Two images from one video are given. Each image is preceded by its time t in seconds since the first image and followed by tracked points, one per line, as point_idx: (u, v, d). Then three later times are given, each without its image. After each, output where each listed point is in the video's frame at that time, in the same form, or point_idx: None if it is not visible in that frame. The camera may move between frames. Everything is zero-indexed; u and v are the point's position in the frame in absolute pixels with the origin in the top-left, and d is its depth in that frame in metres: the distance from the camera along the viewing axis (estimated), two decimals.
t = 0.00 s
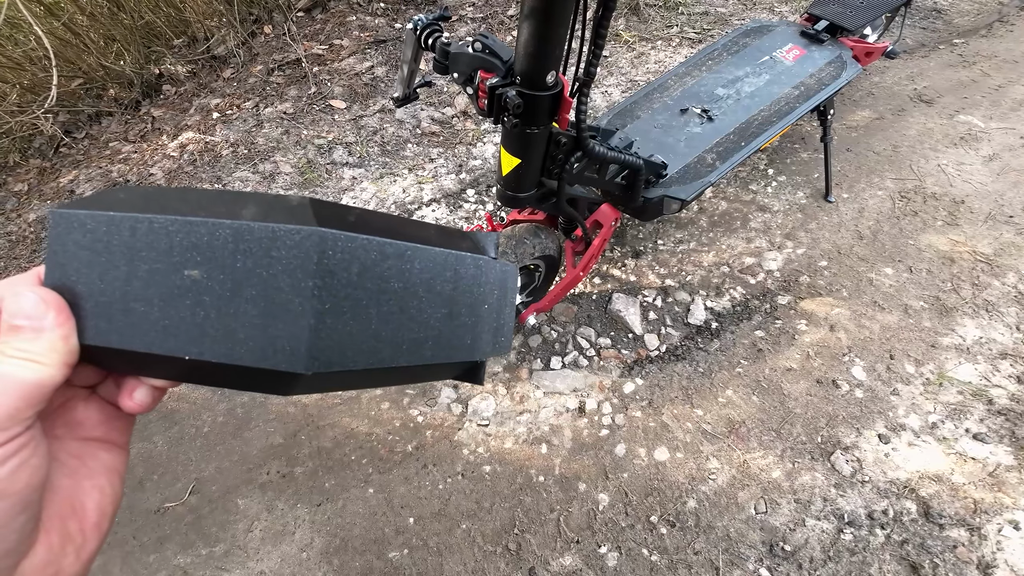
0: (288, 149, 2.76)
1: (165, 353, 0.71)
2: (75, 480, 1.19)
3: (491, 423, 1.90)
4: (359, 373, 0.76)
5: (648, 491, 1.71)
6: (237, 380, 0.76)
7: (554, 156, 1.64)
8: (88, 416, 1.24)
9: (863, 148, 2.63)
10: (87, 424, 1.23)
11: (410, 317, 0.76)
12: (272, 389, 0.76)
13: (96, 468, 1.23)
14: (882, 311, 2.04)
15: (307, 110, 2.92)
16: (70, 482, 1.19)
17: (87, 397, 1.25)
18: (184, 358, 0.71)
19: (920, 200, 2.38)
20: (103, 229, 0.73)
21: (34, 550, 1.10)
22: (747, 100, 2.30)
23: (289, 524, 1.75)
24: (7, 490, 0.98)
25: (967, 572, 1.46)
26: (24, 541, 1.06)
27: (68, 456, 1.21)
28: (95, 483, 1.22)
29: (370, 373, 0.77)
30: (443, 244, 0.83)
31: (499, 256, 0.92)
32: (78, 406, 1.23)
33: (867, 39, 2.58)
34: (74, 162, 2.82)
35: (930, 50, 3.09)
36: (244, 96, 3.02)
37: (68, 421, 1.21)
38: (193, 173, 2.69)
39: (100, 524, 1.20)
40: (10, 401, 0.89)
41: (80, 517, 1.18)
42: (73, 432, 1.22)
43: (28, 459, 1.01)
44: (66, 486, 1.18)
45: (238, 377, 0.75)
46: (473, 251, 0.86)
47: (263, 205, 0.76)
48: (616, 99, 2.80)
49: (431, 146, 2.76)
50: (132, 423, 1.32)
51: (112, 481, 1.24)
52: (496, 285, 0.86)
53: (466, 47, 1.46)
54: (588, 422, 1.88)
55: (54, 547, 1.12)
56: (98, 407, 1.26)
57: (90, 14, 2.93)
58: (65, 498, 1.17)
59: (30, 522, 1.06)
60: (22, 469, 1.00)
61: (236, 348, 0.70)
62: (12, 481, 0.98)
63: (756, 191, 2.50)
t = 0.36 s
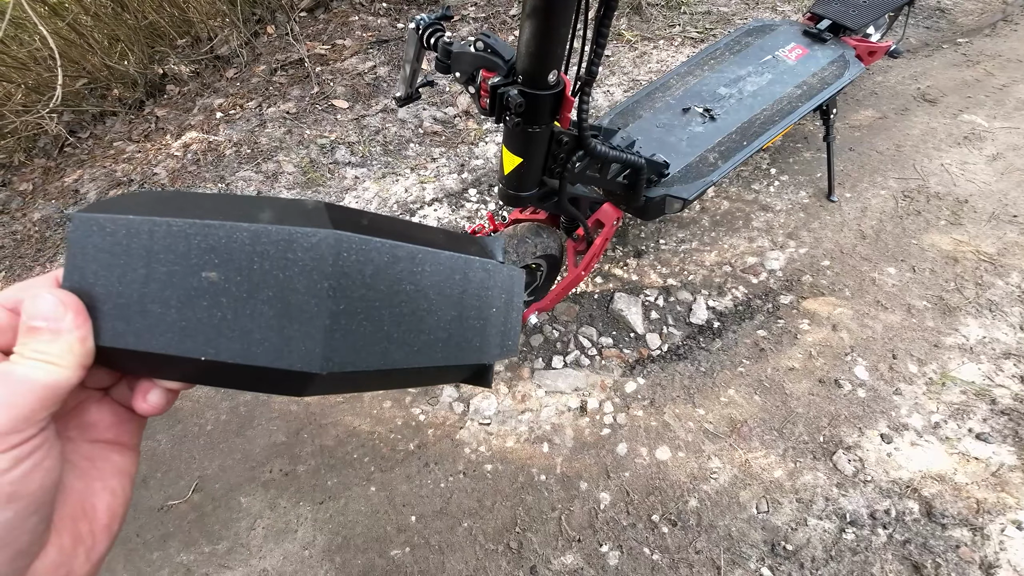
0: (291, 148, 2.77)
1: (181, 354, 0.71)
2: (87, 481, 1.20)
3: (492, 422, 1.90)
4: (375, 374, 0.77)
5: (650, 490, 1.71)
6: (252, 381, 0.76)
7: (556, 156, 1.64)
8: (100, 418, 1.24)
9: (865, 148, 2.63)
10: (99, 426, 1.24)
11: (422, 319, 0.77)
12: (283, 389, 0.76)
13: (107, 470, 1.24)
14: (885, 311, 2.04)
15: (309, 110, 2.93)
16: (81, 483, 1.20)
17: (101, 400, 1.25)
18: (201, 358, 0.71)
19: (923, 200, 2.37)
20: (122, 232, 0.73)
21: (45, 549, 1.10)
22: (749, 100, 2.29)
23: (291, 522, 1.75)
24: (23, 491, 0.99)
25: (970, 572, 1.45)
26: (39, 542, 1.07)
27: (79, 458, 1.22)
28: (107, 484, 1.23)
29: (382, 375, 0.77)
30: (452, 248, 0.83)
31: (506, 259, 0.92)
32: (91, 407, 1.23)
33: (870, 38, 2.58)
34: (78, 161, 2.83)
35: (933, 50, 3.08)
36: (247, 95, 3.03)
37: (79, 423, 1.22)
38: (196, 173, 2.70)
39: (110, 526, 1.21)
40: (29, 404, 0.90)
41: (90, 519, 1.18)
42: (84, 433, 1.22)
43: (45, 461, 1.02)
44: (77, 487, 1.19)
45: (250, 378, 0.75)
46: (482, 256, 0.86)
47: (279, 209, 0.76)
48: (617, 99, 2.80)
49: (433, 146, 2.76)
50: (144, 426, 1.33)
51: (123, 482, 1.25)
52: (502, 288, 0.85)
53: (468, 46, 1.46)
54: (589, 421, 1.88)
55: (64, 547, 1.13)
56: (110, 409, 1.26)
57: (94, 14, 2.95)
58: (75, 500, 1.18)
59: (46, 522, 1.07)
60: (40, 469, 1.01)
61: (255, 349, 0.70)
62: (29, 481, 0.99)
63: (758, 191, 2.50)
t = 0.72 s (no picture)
0: (295, 147, 2.78)
1: (282, 350, 0.84)
2: (144, 491, 1.26)
3: (495, 420, 1.91)
4: (444, 374, 0.89)
5: (651, 488, 1.72)
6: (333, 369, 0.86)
7: (559, 154, 1.65)
8: (169, 428, 1.33)
9: (869, 147, 2.62)
10: (166, 436, 1.32)
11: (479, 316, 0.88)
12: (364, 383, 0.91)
13: (162, 483, 1.30)
14: (888, 310, 2.04)
15: (313, 109, 2.94)
16: (139, 492, 1.25)
17: (171, 414, 1.33)
18: (298, 352, 0.84)
19: (927, 199, 2.37)
20: (249, 243, 0.91)
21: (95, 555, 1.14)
22: (752, 98, 2.29)
23: (294, 518, 1.76)
24: (90, 504, 1.03)
25: (971, 571, 1.46)
26: (90, 551, 1.11)
27: (139, 467, 1.28)
28: (161, 496, 1.28)
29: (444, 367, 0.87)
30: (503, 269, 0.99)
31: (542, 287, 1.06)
32: (161, 420, 1.31)
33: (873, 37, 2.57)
34: (84, 160, 2.85)
35: (937, 49, 3.07)
36: (252, 95, 3.05)
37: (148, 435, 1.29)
38: (201, 172, 2.71)
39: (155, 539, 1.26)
40: (112, 419, 0.95)
41: (140, 530, 1.23)
42: (150, 446, 1.30)
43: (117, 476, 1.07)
44: (135, 496, 1.24)
45: (338, 373, 0.89)
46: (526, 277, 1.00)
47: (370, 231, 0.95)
48: (620, 98, 2.80)
49: (435, 145, 2.77)
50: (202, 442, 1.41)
51: (174, 496, 1.31)
52: (547, 309, 0.98)
53: (472, 46, 1.47)
54: (591, 419, 1.88)
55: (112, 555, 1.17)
56: (178, 423, 1.34)
57: (100, 14, 2.97)
58: (131, 509, 1.23)
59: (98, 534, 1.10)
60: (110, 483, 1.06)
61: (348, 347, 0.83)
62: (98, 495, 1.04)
63: (761, 190, 2.50)
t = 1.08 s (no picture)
0: (297, 145, 2.78)
1: (371, 353, 0.94)
2: (207, 519, 1.31)
3: (496, 418, 1.91)
4: (506, 358, 1.03)
5: (653, 487, 1.71)
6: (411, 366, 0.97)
7: (562, 152, 1.64)
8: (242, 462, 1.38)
9: (873, 146, 2.61)
10: (238, 469, 1.38)
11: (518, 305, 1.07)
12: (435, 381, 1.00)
13: (225, 515, 1.35)
14: (892, 310, 2.03)
15: (316, 106, 2.94)
16: (202, 519, 1.30)
17: (249, 445, 1.40)
18: (387, 351, 0.95)
19: (931, 199, 2.36)
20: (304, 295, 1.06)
21: (148, 573, 1.19)
22: (756, 97, 2.29)
23: (296, 515, 1.76)
24: (153, 516, 1.04)
25: (974, 571, 1.46)
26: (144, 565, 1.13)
27: (208, 493, 1.33)
28: (221, 527, 1.34)
29: (505, 347, 1.03)
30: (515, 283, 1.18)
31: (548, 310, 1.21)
32: (240, 450, 1.38)
33: (878, 36, 2.56)
34: (87, 158, 2.86)
35: (942, 48, 3.05)
36: (254, 92, 3.05)
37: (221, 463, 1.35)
38: (203, 169, 2.72)
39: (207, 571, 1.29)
40: (191, 436, 0.98)
41: (195, 559, 1.27)
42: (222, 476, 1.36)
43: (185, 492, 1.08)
44: (198, 522, 1.29)
45: (414, 372, 0.98)
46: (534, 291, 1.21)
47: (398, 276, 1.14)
48: (623, 96, 2.80)
49: (438, 143, 2.77)
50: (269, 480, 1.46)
51: (232, 528, 1.35)
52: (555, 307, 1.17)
53: (475, 43, 1.46)
54: (593, 418, 1.88)
55: None
56: (253, 456, 1.40)
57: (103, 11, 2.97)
58: (191, 536, 1.28)
59: (154, 550, 1.11)
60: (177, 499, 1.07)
61: (439, 327, 0.99)
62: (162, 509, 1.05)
63: (764, 189, 2.49)
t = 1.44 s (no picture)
0: (299, 143, 2.78)
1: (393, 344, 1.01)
2: (229, 512, 1.34)
3: (497, 418, 1.90)
4: (521, 332, 1.08)
5: (654, 488, 1.70)
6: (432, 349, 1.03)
7: (564, 151, 1.63)
8: (271, 458, 1.42)
9: (876, 146, 2.60)
10: (265, 466, 1.41)
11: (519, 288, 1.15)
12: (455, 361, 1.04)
13: (248, 511, 1.36)
14: (895, 311, 2.02)
15: (317, 105, 2.93)
16: (225, 511, 1.33)
17: (277, 443, 1.44)
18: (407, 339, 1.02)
19: (935, 199, 2.34)
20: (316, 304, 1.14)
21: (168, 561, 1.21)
22: (760, 96, 2.27)
23: (296, 515, 1.76)
24: (174, 499, 1.08)
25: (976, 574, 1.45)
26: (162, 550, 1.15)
27: (235, 486, 1.36)
28: (242, 522, 1.35)
29: (516, 323, 1.09)
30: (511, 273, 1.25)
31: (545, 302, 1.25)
32: (268, 446, 1.43)
33: (882, 35, 2.54)
34: (88, 156, 2.85)
35: (946, 48, 3.04)
36: (256, 91, 3.04)
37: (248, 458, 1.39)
38: (205, 167, 2.71)
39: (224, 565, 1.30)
40: (218, 428, 1.03)
41: (213, 551, 1.29)
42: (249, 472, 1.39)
43: (209, 481, 1.13)
44: (220, 513, 1.32)
45: (434, 356, 1.03)
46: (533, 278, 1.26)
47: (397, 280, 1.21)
48: (625, 96, 2.79)
49: (439, 142, 2.76)
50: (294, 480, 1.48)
51: (254, 523, 1.37)
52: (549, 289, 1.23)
53: (476, 41, 1.45)
54: (593, 418, 1.87)
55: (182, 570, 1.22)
56: (281, 454, 1.44)
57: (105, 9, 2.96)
58: (211, 528, 1.30)
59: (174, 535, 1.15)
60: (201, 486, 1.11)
61: (452, 310, 1.06)
62: (187, 495, 1.10)
63: (767, 189, 2.48)
